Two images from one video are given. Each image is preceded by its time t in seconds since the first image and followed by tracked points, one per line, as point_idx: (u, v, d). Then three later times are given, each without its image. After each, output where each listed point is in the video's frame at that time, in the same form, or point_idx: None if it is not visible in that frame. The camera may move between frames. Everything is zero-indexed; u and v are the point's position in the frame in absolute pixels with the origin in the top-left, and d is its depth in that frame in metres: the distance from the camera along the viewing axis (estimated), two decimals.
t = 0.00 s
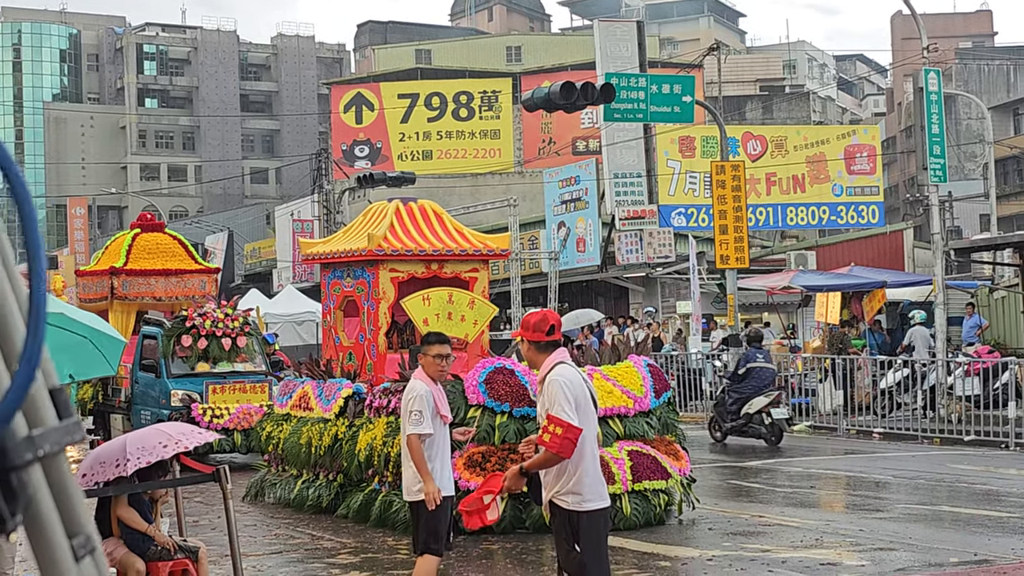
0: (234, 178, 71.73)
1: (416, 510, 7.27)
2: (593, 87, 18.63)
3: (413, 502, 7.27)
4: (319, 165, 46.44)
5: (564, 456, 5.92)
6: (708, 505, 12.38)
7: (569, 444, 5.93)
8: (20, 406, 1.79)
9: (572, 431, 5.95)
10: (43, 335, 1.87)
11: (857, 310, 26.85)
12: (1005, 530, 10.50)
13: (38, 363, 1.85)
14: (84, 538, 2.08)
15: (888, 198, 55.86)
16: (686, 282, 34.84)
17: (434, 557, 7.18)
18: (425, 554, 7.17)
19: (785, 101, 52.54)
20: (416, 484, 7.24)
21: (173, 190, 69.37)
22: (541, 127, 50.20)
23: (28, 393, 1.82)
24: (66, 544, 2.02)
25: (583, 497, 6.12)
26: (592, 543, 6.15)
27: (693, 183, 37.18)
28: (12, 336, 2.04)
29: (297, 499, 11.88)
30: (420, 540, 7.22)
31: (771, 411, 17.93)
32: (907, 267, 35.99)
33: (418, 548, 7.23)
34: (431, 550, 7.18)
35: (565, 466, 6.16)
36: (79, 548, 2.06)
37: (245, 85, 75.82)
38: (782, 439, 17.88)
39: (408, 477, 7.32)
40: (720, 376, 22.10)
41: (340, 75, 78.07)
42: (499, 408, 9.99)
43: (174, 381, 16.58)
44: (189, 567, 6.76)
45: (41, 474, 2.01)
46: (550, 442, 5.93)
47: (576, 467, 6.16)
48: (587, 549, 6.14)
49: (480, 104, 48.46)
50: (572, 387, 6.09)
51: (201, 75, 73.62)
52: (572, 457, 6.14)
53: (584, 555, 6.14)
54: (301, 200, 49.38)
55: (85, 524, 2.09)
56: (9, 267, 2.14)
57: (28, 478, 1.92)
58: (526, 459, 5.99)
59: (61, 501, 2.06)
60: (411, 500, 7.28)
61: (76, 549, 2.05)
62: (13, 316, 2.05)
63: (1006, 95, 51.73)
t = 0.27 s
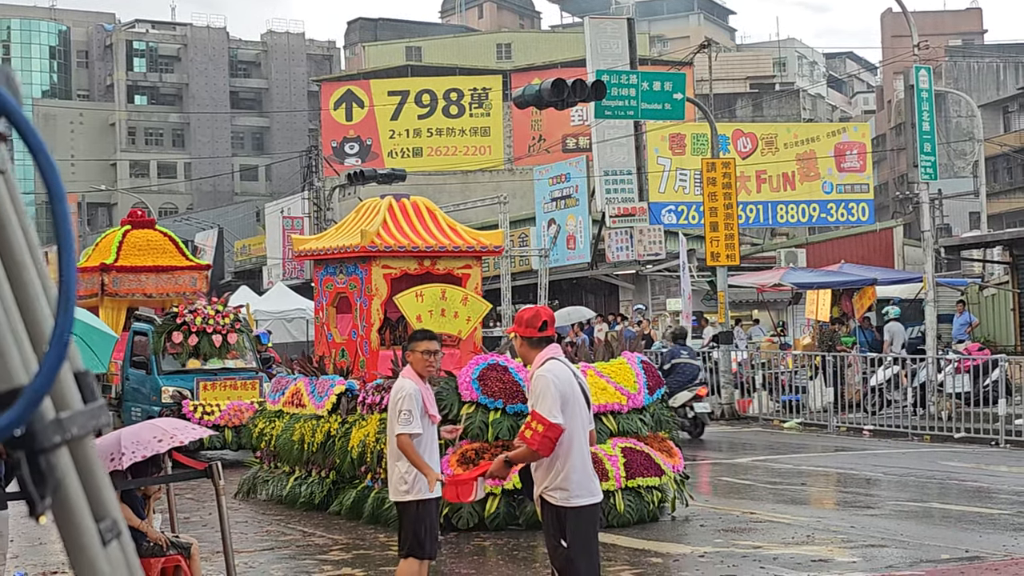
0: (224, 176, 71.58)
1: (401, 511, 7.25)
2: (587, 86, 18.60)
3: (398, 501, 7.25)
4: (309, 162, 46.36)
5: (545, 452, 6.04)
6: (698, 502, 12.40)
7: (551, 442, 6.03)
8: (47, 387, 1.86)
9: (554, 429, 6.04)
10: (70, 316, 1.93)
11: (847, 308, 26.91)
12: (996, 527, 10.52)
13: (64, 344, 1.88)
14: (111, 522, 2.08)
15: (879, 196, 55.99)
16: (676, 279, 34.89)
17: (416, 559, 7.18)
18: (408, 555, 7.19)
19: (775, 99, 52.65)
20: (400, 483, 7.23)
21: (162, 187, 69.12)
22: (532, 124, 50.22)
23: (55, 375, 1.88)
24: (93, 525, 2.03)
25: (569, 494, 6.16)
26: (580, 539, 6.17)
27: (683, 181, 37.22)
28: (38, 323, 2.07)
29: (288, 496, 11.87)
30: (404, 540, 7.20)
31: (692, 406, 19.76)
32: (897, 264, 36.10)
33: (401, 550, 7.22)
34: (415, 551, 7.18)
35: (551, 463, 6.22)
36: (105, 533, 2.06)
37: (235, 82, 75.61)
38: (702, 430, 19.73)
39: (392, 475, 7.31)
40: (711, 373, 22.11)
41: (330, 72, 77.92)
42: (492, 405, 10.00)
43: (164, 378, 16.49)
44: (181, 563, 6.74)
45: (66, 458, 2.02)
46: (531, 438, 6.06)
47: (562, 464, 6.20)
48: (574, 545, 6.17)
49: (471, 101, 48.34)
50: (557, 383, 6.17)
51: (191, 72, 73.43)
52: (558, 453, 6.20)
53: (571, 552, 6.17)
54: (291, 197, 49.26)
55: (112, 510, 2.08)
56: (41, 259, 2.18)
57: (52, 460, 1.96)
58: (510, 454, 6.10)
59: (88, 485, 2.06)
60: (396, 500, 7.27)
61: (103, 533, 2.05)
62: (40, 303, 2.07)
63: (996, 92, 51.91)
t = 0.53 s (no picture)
0: (210, 175, 71.41)
1: (382, 513, 7.23)
2: (574, 86, 18.57)
3: (380, 502, 7.22)
4: (296, 161, 46.27)
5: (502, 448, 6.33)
6: (685, 501, 12.41)
7: (504, 440, 6.31)
8: (80, 387, 1.89)
9: (509, 430, 6.30)
10: (103, 317, 1.94)
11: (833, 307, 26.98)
12: (982, 526, 10.55)
13: (99, 343, 1.92)
14: (138, 519, 2.11)
15: (864, 197, 56.18)
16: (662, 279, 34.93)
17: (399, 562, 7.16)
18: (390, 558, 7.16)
19: (760, 99, 52.80)
20: (383, 485, 7.21)
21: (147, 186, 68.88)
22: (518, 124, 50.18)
23: (87, 375, 1.92)
24: (122, 522, 2.07)
25: (543, 491, 6.29)
26: (556, 535, 6.26)
27: (670, 181, 37.24)
28: (69, 326, 2.06)
29: (277, 496, 11.85)
30: (385, 543, 7.17)
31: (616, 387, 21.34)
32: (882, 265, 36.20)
33: (382, 552, 7.19)
34: (397, 555, 7.16)
35: (526, 459, 6.40)
36: (134, 531, 2.09)
37: (221, 82, 75.47)
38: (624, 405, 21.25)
39: (374, 477, 7.26)
40: (697, 373, 22.12)
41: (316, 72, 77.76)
42: (483, 405, 9.98)
43: (152, 378, 16.45)
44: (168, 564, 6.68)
45: (96, 455, 2.05)
46: (491, 435, 6.35)
47: (536, 460, 6.35)
48: (552, 542, 6.26)
49: (458, 101, 48.23)
50: (527, 381, 6.35)
51: (177, 71, 73.08)
52: (529, 450, 6.38)
53: (549, 549, 6.27)
54: (278, 196, 49.10)
55: (139, 506, 2.12)
56: (69, 254, 2.20)
57: (83, 455, 2.01)
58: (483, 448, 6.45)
59: (117, 482, 2.09)
60: (377, 501, 7.24)
61: (132, 529, 2.08)
62: (69, 301, 2.08)
63: (981, 93, 52.15)
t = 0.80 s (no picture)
0: (192, 172, 71.29)
1: (363, 516, 7.10)
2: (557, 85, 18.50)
3: (362, 505, 7.09)
4: (279, 159, 46.14)
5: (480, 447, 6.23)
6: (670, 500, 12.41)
7: (481, 438, 6.21)
8: (92, 381, 1.91)
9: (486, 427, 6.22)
10: (115, 312, 1.94)
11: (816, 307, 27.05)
12: (965, 525, 10.58)
13: (110, 337, 1.92)
14: (146, 514, 2.12)
15: (847, 196, 56.41)
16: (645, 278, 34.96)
17: (383, 564, 7.06)
18: (374, 560, 7.03)
19: (743, 99, 52.99)
20: (367, 486, 7.10)
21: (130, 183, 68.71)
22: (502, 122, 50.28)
23: (99, 370, 1.93)
24: (131, 518, 2.08)
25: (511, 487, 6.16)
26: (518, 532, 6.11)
27: (653, 180, 37.25)
28: (78, 323, 2.07)
29: (263, 495, 11.80)
30: (369, 546, 7.02)
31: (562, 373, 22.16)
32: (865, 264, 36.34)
33: (364, 556, 7.04)
34: (383, 555, 7.05)
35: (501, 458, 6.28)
36: (141, 524, 2.10)
37: (204, 79, 75.12)
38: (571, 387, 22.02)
39: (355, 480, 7.14)
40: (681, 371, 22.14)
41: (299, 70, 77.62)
42: (470, 404, 9.98)
43: (135, 375, 16.35)
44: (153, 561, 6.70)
45: (106, 450, 2.06)
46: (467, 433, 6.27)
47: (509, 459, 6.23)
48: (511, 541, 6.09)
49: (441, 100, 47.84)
50: (503, 378, 6.27)
51: (160, 69, 72.77)
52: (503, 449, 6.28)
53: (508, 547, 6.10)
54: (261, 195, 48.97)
55: (147, 502, 2.13)
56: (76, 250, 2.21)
57: (93, 451, 2.02)
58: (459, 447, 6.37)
59: (125, 478, 2.10)
60: (359, 503, 7.11)
61: (141, 524, 2.10)
62: (77, 296, 2.10)
63: (963, 93, 52.43)
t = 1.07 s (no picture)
0: (184, 169, 71.11)
1: (356, 512, 7.03)
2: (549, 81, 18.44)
3: (356, 502, 7.03)
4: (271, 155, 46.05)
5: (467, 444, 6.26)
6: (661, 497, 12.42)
7: (471, 434, 6.25)
8: (62, 373, 1.88)
9: (474, 423, 6.27)
10: (86, 304, 1.93)
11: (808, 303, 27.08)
12: (955, 522, 10.60)
13: (78, 335, 1.90)
14: (117, 509, 2.13)
15: (839, 193, 56.45)
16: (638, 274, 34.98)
17: (378, 558, 7.01)
18: (370, 556, 6.98)
19: (736, 96, 53.01)
20: (361, 482, 7.02)
21: (121, 179, 68.54)
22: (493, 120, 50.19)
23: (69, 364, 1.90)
24: (101, 512, 2.08)
25: (485, 481, 6.30)
26: (486, 522, 6.26)
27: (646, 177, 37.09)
28: (50, 317, 2.09)
29: (257, 491, 11.79)
30: (365, 542, 6.97)
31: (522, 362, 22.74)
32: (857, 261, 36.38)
33: (359, 552, 6.99)
34: (379, 549, 7.01)
35: (478, 453, 6.38)
36: (112, 520, 2.10)
37: (196, 75, 74.89)
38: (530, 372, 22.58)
39: (347, 476, 7.05)
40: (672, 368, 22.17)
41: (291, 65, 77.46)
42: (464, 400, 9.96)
43: (125, 371, 16.35)
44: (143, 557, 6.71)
45: (77, 445, 2.06)
46: (454, 430, 6.30)
47: (487, 455, 6.34)
48: (474, 527, 6.29)
49: (433, 96, 48.36)
50: (482, 378, 6.33)
51: (152, 65, 72.54)
52: (484, 444, 6.36)
53: (470, 533, 6.31)
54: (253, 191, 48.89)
55: (117, 497, 2.14)
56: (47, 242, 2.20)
57: (63, 446, 2.00)
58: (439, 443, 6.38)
59: (96, 472, 2.10)
60: (351, 500, 7.04)
61: (111, 519, 2.10)
62: (50, 291, 2.10)
63: (955, 91, 52.55)
